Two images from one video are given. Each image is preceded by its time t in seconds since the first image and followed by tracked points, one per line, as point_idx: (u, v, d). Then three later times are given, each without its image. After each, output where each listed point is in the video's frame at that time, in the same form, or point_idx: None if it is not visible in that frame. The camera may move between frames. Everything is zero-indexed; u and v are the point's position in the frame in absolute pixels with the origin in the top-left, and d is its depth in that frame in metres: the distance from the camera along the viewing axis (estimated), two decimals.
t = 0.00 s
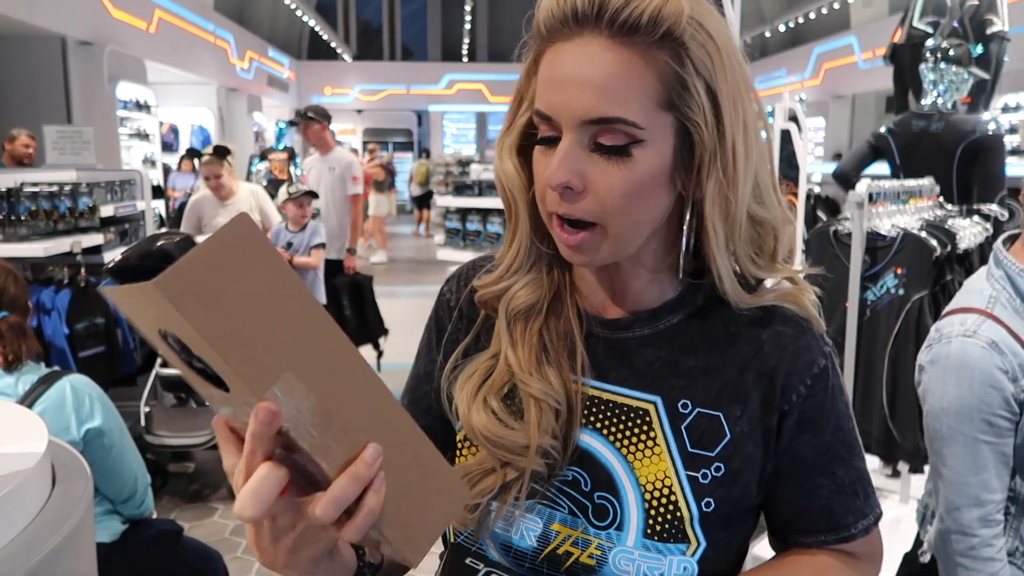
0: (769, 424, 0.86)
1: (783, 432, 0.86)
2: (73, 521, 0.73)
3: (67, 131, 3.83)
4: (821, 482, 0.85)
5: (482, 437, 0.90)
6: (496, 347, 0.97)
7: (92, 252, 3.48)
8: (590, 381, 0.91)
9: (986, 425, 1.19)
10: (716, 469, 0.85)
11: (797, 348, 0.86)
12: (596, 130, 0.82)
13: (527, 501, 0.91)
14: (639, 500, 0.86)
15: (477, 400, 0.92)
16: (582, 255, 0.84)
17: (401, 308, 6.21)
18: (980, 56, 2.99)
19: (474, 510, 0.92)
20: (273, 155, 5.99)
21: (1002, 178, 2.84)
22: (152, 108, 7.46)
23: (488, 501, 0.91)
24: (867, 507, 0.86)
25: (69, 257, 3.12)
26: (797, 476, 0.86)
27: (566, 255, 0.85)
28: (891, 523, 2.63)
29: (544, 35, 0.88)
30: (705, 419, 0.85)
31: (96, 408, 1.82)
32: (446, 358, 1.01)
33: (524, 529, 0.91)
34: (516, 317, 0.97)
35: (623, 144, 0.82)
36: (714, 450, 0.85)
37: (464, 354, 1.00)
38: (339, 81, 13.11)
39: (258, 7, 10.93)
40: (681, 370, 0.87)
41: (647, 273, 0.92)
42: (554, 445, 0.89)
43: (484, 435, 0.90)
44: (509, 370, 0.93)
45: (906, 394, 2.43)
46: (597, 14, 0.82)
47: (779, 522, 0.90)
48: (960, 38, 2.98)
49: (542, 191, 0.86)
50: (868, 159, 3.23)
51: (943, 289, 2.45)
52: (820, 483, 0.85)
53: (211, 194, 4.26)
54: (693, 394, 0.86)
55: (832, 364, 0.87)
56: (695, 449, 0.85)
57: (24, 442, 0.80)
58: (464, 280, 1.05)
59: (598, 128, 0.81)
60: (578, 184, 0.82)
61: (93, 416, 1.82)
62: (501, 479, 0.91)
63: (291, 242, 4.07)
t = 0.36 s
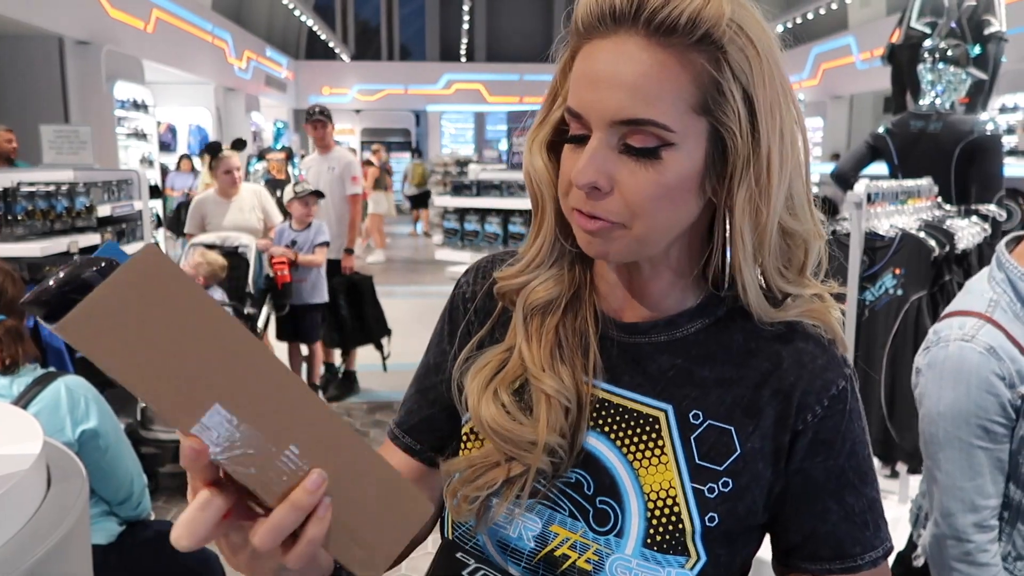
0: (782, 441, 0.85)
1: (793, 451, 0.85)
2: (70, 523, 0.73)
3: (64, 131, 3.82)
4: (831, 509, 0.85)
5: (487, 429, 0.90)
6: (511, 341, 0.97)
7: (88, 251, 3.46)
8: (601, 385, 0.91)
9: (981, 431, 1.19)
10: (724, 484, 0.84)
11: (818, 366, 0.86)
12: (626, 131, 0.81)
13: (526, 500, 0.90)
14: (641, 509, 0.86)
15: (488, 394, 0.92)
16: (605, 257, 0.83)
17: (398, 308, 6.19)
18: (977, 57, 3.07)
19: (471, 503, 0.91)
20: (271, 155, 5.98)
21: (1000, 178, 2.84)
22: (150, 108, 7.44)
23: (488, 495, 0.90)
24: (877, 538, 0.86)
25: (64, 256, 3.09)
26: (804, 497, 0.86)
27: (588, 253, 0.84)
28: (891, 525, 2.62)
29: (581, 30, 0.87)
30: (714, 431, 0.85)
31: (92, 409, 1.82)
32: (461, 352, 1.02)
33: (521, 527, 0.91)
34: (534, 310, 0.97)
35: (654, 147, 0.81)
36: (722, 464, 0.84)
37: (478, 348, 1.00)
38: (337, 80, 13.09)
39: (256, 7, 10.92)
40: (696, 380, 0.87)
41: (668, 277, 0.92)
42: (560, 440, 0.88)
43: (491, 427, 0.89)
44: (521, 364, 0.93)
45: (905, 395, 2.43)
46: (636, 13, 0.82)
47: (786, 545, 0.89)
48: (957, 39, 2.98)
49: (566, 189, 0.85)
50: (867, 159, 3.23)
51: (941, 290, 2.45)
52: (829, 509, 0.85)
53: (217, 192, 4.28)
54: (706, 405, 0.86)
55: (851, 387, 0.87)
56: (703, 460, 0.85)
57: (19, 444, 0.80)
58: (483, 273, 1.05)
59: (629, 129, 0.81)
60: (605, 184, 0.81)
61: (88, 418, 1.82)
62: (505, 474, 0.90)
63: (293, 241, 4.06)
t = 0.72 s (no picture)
0: (780, 446, 0.84)
1: (793, 456, 0.85)
2: (64, 523, 0.72)
3: (64, 129, 3.81)
4: (832, 514, 0.85)
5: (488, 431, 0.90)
6: (511, 335, 0.96)
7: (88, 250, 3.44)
8: (599, 385, 0.90)
9: (974, 429, 1.18)
10: (717, 488, 0.83)
11: (820, 374, 0.84)
12: (613, 116, 0.81)
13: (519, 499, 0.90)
14: (636, 510, 0.85)
15: (482, 388, 0.91)
16: (585, 249, 0.82)
17: (399, 306, 6.18)
18: (979, 53, 3.04)
19: (466, 500, 0.91)
20: (271, 154, 5.98)
21: (1001, 175, 2.83)
22: (150, 106, 7.44)
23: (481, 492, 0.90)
24: (876, 552, 0.86)
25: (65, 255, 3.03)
26: (800, 505, 0.86)
27: (572, 250, 0.84)
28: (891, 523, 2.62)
29: (586, 24, 0.88)
30: (712, 434, 0.84)
31: (86, 410, 1.81)
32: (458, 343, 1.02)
33: (517, 528, 0.90)
34: (530, 306, 0.96)
35: (639, 135, 0.80)
36: (718, 468, 0.83)
37: (476, 341, 1.00)
38: (337, 78, 13.09)
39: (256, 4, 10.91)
40: (695, 382, 0.85)
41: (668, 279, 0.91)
42: (555, 437, 0.88)
43: (488, 425, 0.89)
44: (518, 358, 0.93)
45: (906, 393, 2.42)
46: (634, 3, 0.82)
47: (786, 552, 0.88)
48: (959, 35, 2.98)
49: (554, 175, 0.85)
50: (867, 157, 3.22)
51: (943, 288, 2.43)
52: (827, 520, 0.85)
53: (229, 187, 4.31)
54: (704, 407, 0.84)
55: (854, 395, 0.85)
56: (699, 463, 0.84)
57: (13, 443, 0.79)
58: (484, 269, 1.05)
59: (616, 114, 0.80)
60: (586, 167, 0.80)
61: (82, 419, 1.81)
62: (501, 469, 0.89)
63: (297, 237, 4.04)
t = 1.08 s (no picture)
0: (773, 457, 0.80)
1: (784, 466, 0.80)
2: (56, 525, 0.72)
3: (62, 128, 3.80)
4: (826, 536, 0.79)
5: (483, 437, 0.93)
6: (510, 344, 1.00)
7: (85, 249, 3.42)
8: (595, 388, 0.91)
9: (980, 424, 1.18)
10: (711, 496, 0.82)
11: (812, 382, 0.80)
12: (570, 167, 0.82)
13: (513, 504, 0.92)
14: (628, 514, 0.85)
15: (480, 404, 0.95)
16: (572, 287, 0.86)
17: (397, 305, 6.17)
18: (979, 52, 3.02)
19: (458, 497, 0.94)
20: (270, 152, 5.98)
21: (1001, 175, 2.81)
22: (149, 104, 7.43)
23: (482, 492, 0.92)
24: None
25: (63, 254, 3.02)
26: (790, 521, 0.81)
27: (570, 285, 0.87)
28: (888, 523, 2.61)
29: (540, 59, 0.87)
30: (705, 441, 0.82)
31: (82, 411, 1.80)
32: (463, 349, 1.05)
33: (512, 528, 0.91)
34: (525, 321, 0.99)
35: (596, 183, 0.80)
36: (711, 476, 0.82)
37: (479, 347, 1.03)
38: (336, 76, 13.08)
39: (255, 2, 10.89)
40: (689, 390, 0.84)
41: (659, 290, 0.89)
42: (558, 449, 0.90)
43: (485, 434, 0.92)
44: (516, 373, 0.96)
45: (905, 395, 2.45)
46: (576, 47, 0.80)
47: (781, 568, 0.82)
48: (959, 35, 2.98)
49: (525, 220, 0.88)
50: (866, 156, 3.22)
51: (941, 288, 2.45)
52: (819, 539, 0.79)
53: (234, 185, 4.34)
54: (698, 415, 0.83)
55: (851, 406, 0.80)
56: (692, 470, 0.82)
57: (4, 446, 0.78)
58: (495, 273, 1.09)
59: (572, 166, 0.81)
60: (553, 219, 0.83)
61: (78, 420, 1.80)
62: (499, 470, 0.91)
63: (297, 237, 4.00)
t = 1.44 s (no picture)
0: (766, 461, 0.78)
1: (778, 468, 0.78)
2: (57, 525, 0.71)
3: (65, 127, 3.80)
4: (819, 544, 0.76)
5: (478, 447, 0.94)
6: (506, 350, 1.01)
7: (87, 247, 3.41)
8: (587, 391, 0.91)
9: None
10: (705, 502, 0.80)
11: (805, 383, 0.78)
12: (555, 168, 0.81)
13: (506, 509, 0.92)
14: (621, 520, 0.84)
15: (474, 411, 0.97)
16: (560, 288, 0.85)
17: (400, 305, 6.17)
18: (983, 52, 3.03)
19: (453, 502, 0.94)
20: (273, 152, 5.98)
21: (1006, 176, 2.80)
22: (152, 104, 7.44)
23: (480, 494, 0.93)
24: None
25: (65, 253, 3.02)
26: (787, 526, 0.78)
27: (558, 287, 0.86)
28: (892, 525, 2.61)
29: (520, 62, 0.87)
30: (698, 445, 0.81)
31: (83, 409, 1.80)
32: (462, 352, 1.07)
33: (507, 533, 0.90)
34: (522, 326, 1.00)
35: (582, 182, 0.80)
36: (705, 481, 0.80)
37: (478, 349, 1.05)
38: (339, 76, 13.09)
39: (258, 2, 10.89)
40: (682, 393, 0.83)
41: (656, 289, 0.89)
42: (553, 457, 0.91)
43: (482, 445, 0.93)
44: (512, 382, 0.97)
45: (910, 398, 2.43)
46: (554, 48, 0.80)
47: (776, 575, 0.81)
48: (963, 34, 2.96)
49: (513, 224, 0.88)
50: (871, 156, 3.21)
51: (947, 289, 2.42)
52: (816, 547, 0.76)
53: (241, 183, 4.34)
54: (691, 418, 0.82)
55: (846, 409, 0.78)
56: (685, 475, 0.81)
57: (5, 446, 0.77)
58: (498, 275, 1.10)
59: (557, 166, 0.80)
60: (540, 222, 0.82)
61: (79, 418, 1.79)
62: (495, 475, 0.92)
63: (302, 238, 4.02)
